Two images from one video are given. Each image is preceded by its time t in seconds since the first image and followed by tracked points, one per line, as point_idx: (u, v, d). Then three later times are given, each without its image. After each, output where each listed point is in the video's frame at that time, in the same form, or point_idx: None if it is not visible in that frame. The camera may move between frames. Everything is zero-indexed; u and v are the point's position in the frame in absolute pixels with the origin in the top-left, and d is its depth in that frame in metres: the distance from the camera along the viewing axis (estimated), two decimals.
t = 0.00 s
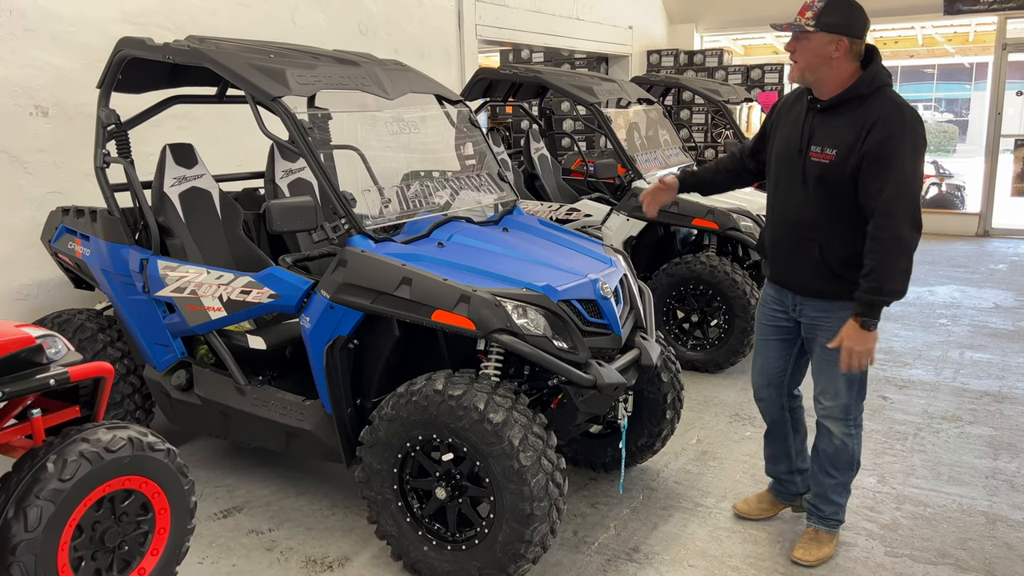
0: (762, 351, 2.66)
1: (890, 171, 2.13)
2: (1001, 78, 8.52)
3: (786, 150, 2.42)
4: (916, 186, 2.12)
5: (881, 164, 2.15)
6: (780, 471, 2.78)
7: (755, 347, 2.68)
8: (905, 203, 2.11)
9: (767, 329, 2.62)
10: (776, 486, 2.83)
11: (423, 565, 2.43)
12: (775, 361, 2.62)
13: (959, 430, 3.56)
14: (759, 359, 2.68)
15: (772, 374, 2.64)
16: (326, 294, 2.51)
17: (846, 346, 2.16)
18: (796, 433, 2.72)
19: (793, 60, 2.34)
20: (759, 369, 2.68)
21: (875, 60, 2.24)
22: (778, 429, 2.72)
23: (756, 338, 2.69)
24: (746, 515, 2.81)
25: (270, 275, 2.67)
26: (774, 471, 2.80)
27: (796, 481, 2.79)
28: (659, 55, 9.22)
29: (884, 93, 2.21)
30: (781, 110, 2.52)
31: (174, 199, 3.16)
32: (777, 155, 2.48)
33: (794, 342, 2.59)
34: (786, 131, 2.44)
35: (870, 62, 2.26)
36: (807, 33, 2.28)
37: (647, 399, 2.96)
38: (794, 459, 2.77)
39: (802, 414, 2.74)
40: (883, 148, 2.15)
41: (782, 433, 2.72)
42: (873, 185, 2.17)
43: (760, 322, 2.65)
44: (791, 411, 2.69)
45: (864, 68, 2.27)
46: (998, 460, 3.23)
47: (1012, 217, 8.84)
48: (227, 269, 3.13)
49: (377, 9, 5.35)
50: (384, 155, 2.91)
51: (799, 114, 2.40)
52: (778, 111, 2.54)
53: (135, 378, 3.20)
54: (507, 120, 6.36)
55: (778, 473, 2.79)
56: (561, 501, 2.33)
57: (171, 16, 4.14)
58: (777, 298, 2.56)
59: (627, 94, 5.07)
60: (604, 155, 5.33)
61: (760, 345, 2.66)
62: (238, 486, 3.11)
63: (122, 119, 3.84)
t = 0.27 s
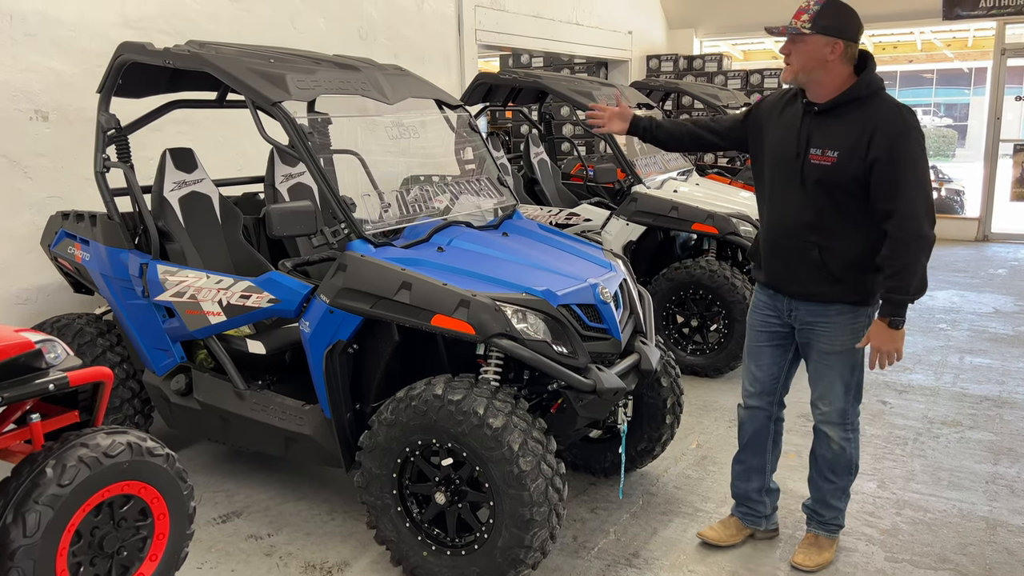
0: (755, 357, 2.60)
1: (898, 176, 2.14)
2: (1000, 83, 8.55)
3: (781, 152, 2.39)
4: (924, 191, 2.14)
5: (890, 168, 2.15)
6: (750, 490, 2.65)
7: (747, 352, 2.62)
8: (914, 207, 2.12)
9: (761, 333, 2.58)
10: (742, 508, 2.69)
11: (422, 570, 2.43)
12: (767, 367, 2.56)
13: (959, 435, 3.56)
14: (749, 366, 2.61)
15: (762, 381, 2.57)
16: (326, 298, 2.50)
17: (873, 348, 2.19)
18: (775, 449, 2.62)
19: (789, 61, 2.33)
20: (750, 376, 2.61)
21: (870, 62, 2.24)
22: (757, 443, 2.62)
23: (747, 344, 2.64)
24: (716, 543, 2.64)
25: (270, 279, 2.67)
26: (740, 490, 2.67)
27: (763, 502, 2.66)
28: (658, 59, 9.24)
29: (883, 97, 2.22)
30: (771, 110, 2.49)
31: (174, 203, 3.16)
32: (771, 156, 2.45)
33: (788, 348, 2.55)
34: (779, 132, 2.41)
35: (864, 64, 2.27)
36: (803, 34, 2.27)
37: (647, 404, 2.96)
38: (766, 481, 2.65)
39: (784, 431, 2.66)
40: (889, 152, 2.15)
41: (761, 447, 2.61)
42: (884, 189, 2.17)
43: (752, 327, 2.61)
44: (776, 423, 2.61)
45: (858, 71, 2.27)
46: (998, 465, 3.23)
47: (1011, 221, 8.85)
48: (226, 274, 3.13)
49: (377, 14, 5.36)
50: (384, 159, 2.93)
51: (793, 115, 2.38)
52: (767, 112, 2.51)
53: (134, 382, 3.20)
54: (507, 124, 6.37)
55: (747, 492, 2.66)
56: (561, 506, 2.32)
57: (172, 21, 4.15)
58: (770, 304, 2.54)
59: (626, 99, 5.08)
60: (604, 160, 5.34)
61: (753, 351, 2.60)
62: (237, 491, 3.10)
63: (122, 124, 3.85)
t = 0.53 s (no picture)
0: (748, 364, 2.57)
1: (893, 168, 2.17)
2: (999, 87, 8.58)
3: (768, 158, 2.39)
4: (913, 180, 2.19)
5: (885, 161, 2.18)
6: (750, 496, 2.65)
7: (739, 361, 2.60)
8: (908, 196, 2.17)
9: (753, 340, 2.55)
10: (741, 514, 2.68)
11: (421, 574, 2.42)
12: (762, 373, 2.55)
13: (959, 439, 3.56)
14: (743, 374, 2.59)
15: (758, 389, 2.57)
16: (325, 301, 2.50)
17: (831, 316, 2.19)
18: (774, 454, 2.62)
19: (793, 65, 2.25)
20: (746, 384, 2.59)
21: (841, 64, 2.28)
22: (756, 448, 2.62)
23: (740, 352, 2.61)
24: (717, 550, 2.62)
25: (270, 282, 2.67)
26: (740, 496, 2.66)
27: (764, 507, 2.66)
28: (658, 63, 9.25)
29: (865, 95, 2.27)
30: (745, 121, 2.50)
31: (174, 206, 3.16)
32: (755, 164, 2.44)
33: (782, 353, 2.54)
34: (763, 139, 2.41)
35: (834, 65, 2.30)
36: (808, 37, 2.22)
37: (647, 407, 2.96)
38: (766, 486, 2.64)
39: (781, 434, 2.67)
40: (882, 145, 2.18)
41: (760, 453, 2.61)
42: (874, 180, 2.19)
43: (743, 335, 2.58)
44: (773, 428, 2.61)
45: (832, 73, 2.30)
46: (998, 469, 3.23)
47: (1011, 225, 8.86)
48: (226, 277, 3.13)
49: (377, 17, 5.37)
50: (384, 163, 2.97)
51: (773, 122, 2.39)
52: (739, 124, 2.52)
53: (134, 386, 3.19)
54: (507, 128, 6.37)
55: (747, 497, 2.65)
56: (560, 510, 2.32)
57: (172, 24, 4.16)
58: (761, 310, 2.51)
59: (626, 103, 5.08)
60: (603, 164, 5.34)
61: (746, 359, 2.58)
62: (237, 494, 3.10)
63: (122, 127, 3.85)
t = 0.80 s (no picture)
0: (742, 366, 2.55)
1: (876, 158, 2.22)
2: (998, 89, 8.62)
3: (752, 164, 2.38)
4: (892, 168, 2.25)
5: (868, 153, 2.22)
6: (748, 497, 2.64)
7: (732, 365, 2.58)
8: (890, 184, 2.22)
9: (745, 342, 2.53)
10: (741, 516, 2.68)
11: None
12: (756, 374, 2.54)
13: (959, 441, 3.56)
14: (737, 376, 2.57)
15: (752, 390, 2.55)
16: (325, 303, 2.50)
17: (798, 272, 2.22)
18: (770, 453, 2.62)
19: (769, 69, 2.25)
20: (740, 386, 2.57)
21: (809, 68, 2.31)
22: (752, 449, 2.61)
23: (731, 356, 2.59)
24: (717, 552, 2.62)
25: (269, 285, 2.67)
26: (739, 498, 2.66)
27: (762, 508, 2.66)
28: (658, 66, 9.25)
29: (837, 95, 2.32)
30: (720, 133, 2.49)
31: (174, 208, 3.16)
32: (738, 172, 2.43)
33: (775, 354, 2.53)
34: (743, 146, 2.41)
35: (802, 69, 2.33)
36: (780, 41, 2.23)
37: (647, 410, 2.96)
38: (763, 486, 2.64)
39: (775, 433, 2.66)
40: (864, 138, 2.23)
41: (756, 453, 2.61)
42: (861, 171, 2.23)
43: (734, 338, 2.57)
44: (768, 427, 2.60)
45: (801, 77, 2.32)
46: (998, 472, 3.23)
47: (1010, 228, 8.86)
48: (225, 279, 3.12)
49: (377, 20, 5.37)
50: (384, 164, 2.93)
51: (751, 129, 2.39)
52: (714, 136, 2.52)
53: (133, 388, 3.19)
54: (507, 130, 6.37)
55: (745, 498, 2.65)
56: (560, 512, 2.31)
57: (172, 26, 4.16)
58: (752, 313, 2.49)
59: (626, 105, 5.08)
60: (603, 166, 5.34)
61: (739, 362, 2.56)
62: (236, 496, 3.09)
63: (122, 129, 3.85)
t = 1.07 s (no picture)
0: (738, 367, 2.56)
1: (868, 149, 2.27)
2: (997, 91, 8.64)
3: (744, 163, 2.39)
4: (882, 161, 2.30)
5: (859, 144, 2.27)
6: (747, 497, 2.64)
7: (729, 366, 2.58)
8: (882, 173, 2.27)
9: (742, 342, 2.54)
10: (740, 518, 2.67)
11: None
12: (753, 374, 2.54)
13: (958, 442, 3.56)
14: (734, 376, 2.57)
15: (749, 390, 2.55)
16: (323, 304, 2.51)
17: (805, 210, 2.18)
18: (767, 454, 2.61)
19: (754, 70, 2.29)
20: (737, 386, 2.57)
21: (795, 69, 2.34)
22: (750, 450, 2.60)
23: (728, 356, 2.60)
24: (715, 554, 2.61)
25: (268, 285, 2.67)
26: (737, 499, 2.65)
27: (761, 509, 2.66)
28: (657, 67, 9.25)
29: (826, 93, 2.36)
30: (709, 135, 2.51)
31: (173, 209, 3.16)
32: (730, 172, 2.44)
33: (772, 353, 2.54)
34: (734, 146, 2.42)
35: (788, 71, 2.36)
36: (763, 42, 2.27)
37: (645, 411, 2.96)
38: (761, 486, 2.64)
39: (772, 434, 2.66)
40: (855, 130, 2.27)
41: (754, 453, 2.60)
42: (853, 163, 2.27)
43: (729, 338, 2.57)
44: (765, 428, 2.59)
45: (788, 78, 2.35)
46: (997, 473, 3.23)
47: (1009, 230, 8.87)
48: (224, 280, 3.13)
49: (376, 21, 5.38)
50: (384, 166, 2.91)
51: (740, 129, 2.41)
52: (703, 139, 2.53)
53: (132, 389, 3.19)
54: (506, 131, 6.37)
55: (743, 500, 2.65)
56: (559, 513, 2.31)
57: (172, 27, 4.16)
58: (750, 312, 2.50)
59: (625, 107, 5.09)
60: (602, 167, 5.34)
61: (735, 362, 2.56)
62: (235, 497, 3.09)
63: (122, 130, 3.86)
